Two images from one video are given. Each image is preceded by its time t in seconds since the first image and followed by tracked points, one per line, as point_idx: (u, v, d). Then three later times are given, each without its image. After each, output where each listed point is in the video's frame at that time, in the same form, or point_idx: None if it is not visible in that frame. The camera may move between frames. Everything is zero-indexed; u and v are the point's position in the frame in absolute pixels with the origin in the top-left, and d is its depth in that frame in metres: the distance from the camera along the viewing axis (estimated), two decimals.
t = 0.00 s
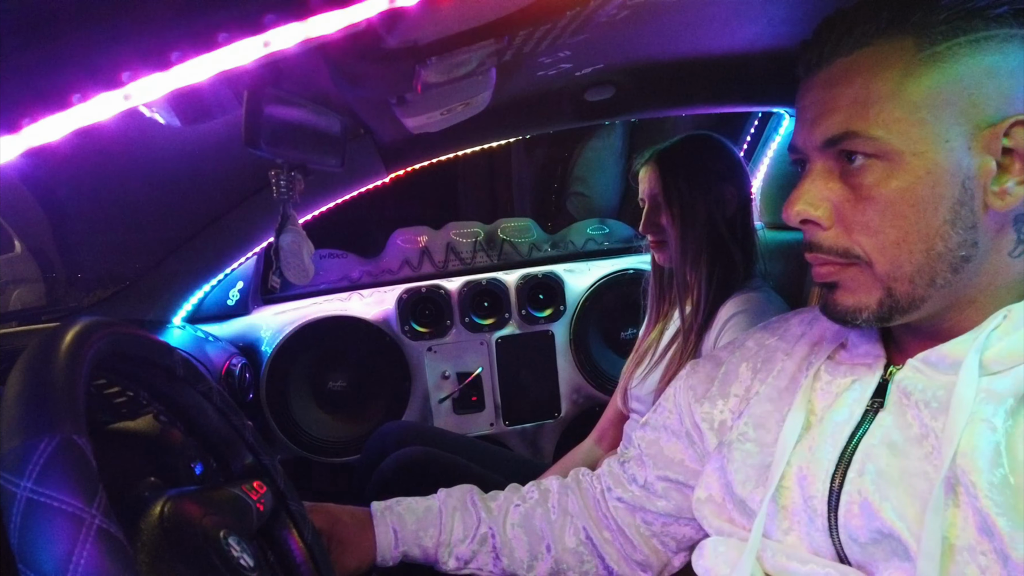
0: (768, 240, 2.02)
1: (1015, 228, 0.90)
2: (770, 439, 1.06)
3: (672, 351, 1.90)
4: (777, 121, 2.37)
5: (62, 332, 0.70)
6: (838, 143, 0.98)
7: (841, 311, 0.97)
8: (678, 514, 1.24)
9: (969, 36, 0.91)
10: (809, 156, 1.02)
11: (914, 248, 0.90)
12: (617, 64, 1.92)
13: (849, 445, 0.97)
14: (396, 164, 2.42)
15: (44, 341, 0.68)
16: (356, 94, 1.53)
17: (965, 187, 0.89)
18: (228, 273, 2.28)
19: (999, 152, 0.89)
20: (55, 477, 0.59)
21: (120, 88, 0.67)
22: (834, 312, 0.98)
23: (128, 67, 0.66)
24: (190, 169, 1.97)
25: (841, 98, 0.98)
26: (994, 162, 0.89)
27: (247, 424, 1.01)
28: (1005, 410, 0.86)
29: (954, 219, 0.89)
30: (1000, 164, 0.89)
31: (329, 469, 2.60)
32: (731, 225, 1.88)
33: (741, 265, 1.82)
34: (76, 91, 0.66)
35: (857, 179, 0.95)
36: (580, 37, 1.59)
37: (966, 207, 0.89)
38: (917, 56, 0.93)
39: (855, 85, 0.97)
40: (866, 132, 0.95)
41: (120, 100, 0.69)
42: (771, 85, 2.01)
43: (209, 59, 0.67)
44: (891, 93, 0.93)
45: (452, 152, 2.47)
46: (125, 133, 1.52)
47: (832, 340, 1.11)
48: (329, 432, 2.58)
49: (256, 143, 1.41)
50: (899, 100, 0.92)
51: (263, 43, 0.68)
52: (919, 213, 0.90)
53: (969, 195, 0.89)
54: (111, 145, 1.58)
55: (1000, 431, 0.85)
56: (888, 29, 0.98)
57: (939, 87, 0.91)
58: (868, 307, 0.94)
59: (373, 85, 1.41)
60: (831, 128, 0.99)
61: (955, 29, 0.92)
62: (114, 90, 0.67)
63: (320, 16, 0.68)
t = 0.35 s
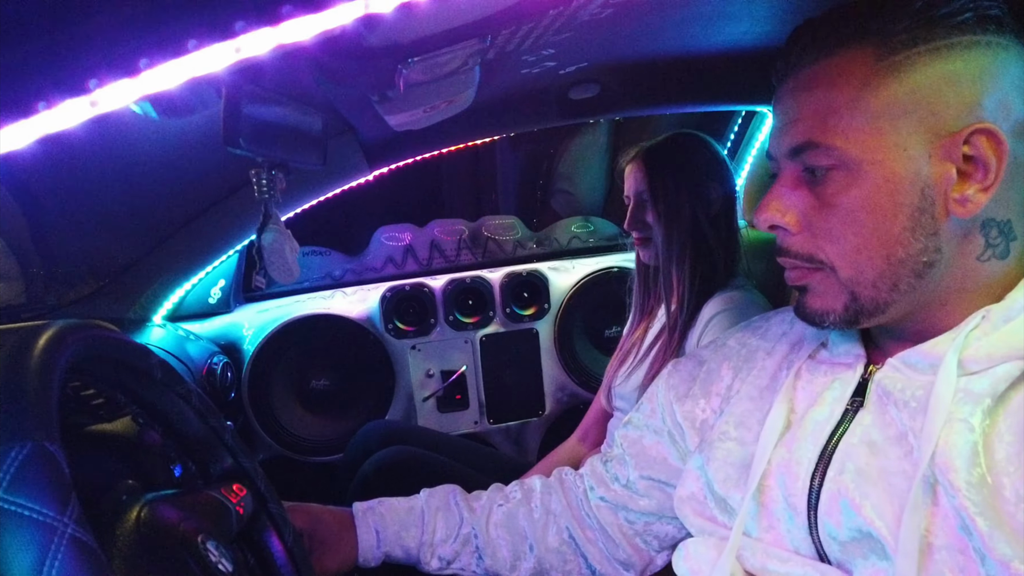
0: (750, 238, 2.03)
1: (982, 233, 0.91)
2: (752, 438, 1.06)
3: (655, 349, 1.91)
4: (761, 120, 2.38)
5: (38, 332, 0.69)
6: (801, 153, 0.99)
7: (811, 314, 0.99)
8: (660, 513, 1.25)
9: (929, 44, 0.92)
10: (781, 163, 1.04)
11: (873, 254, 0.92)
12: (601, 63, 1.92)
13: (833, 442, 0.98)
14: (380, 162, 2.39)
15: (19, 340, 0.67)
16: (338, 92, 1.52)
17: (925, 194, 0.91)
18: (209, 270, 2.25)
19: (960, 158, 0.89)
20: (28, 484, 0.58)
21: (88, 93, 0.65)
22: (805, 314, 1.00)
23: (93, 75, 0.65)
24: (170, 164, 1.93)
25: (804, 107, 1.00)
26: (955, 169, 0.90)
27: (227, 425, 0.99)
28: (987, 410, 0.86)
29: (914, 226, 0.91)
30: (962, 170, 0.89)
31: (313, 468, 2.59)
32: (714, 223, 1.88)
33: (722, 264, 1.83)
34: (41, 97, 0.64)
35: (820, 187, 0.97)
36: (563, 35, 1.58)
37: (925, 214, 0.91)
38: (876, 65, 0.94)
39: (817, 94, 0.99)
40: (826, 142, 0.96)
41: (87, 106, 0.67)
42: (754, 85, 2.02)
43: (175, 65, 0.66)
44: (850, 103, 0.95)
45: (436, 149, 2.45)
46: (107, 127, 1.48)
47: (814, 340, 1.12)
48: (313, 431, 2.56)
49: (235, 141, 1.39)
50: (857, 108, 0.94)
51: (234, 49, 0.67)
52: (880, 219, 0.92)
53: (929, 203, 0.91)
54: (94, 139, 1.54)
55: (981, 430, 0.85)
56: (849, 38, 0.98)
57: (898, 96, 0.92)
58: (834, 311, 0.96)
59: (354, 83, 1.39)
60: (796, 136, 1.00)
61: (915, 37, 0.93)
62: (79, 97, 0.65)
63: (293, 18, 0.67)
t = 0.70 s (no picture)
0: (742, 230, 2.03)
1: (973, 223, 0.91)
2: (747, 428, 1.07)
3: (648, 341, 1.91)
4: (753, 111, 2.37)
5: (26, 322, 0.67)
6: (790, 145, 0.99)
7: (802, 304, 1.00)
8: (654, 503, 1.25)
9: (916, 35, 0.91)
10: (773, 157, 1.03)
11: (858, 246, 0.93)
12: (593, 53, 1.91)
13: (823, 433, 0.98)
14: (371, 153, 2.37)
15: (7, 330, 0.65)
16: (329, 80, 1.50)
17: (914, 186, 0.91)
18: (198, 262, 2.21)
19: (944, 149, 0.89)
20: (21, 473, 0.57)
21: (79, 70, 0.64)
22: (796, 305, 1.01)
23: (84, 53, 0.64)
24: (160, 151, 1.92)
25: (794, 99, 0.99)
26: (941, 160, 0.89)
27: (219, 418, 0.98)
28: (982, 398, 0.86)
29: (902, 218, 0.92)
30: (948, 161, 0.89)
31: (304, 461, 2.58)
32: (705, 215, 1.88)
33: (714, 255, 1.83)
34: (32, 76, 0.62)
35: (809, 179, 0.96)
36: (556, 25, 1.57)
37: (914, 206, 0.91)
38: (860, 60, 0.94)
39: (806, 86, 0.98)
40: (814, 134, 0.96)
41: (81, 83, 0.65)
42: (746, 76, 2.01)
43: (171, 42, 0.67)
44: (836, 95, 0.95)
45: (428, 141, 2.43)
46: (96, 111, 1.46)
47: (809, 331, 1.12)
48: (304, 423, 2.55)
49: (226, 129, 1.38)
50: (843, 101, 0.94)
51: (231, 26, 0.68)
52: (865, 212, 0.93)
53: (918, 194, 0.91)
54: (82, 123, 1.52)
55: (977, 418, 0.86)
56: (838, 29, 0.97)
57: (882, 88, 0.92)
58: (824, 302, 0.97)
59: (344, 70, 1.38)
60: (787, 128, 1.00)
61: (902, 29, 0.92)
62: (70, 76, 0.64)
63: None
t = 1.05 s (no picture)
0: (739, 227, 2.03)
1: (974, 222, 0.91)
2: (747, 427, 1.07)
3: (644, 339, 1.91)
4: (749, 108, 2.37)
5: (24, 321, 0.67)
6: (792, 144, 0.98)
7: (801, 303, 0.99)
8: (653, 501, 1.25)
9: (920, 34, 0.91)
10: (774, 155, 1.02)
11: (860, 245, 0.92)
12: (589, 49, 1.90)
13: (824, 438, 0.99)
14: (367, 148, 2.35)
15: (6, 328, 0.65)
16: (326, 75, 1.49)
17: (916, 186, 0.91)
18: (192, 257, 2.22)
19: (949, 150, 0.90)
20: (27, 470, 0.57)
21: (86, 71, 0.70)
22: (798, 305, 1.00)
23: (92, 52, 0.68)
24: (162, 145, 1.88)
25: (796, 96, 0.98)
26: (944, 160, 0.90)
27: (217, 415, 0.97)
28: (982, 399, 0.87)
29: (904, 218, 0.91)
30: (953, 162, 0.90)
31: (299, 458, 2.58)
32: (702, 212, 1.88)
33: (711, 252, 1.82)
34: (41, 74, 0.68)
35: (811, 179, 0.96)
36: (553, 21, 1.57)
37: (917, 207, 0.91)
38: (862, 59, 0.93)
39: (809, 83, 0.97)
40: (816, 133, 0.95)
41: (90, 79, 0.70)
42: (742, 73, 2.02)
43: (176, 40, 0.69)
44: (839, 94, 0.94)
45: (423, 136, 2.42)
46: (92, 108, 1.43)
47: (808, 330, 1.13)
48: (299, 420, 2.54)
49: (224, 124, 1.38)
50: (845, 100, 0.93)
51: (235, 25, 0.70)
52: (868, 211, 0.92)
53: (922, 193, 0.91)
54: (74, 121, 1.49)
55: (976, 420, 0.87)
56: (840, 28, 0.97)
57: (880, 87, 0.92)
58: (825, 301, 0.96)
59: (342, 65, 1.37)
60: (790, 126, 0.98)
61: (906, 28, 0.92)
62: (78, 73, 0.69)
63: None
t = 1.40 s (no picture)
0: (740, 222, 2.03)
1: (985, 214, 0.92)
2: (750, 421, 1.08)
3: (643, 332, 1.90)
4: (749, 103, 2.37)
5: (24, 311, 0.66)
6: (806, 135, 0.97)
7: (812, 297, 0.98)
8: (654, 495, 1.24)
9: (935, 23, 0.91)
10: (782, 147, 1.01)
11: (875, 237, 0.92)
12: (590, 42, 1.89)
13: (828, 433, 0.99)
14: (366, 141, 2.32)
15: (6, 319, 0.64)
16: (326, 66, 1.48)
17: (933, 178, 0.90)
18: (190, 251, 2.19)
19: (965, 141, 0.90)
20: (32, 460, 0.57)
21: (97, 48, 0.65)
22: (807, 298, 0.99)
23: (100, 33, 0.64)
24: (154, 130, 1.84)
25: (807, 86, 0.98)
26: (962, 152, 0.90)
27: (218, 408, 0.96)
28: (988, 393, 0.88)
29: (920, 210, 0.91)
30: (969, 153, 0.90)
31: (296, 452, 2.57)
32: (702, 206, 1.88)
33: (710, 245, 1.82)
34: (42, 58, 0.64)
35: (824, 171, 0.95)
36: (555, 12, 1.56)
37: (933, 199, 0.90)
38: (880, 48, 0.93)
39: (822, 74, 0.96)
40: (831, 124, 0.94)
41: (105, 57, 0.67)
42: (742, 67, 2.01)
43: (189, 22, 0.66)
44: (858, 83, 0.93)
45: (422, 129, 2.40)
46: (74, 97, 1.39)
47: (812, 323, 1.12)
48: (296, 414, 2.53)
49: (224, 116, 1.37)
50: (863, 90, 0.92)
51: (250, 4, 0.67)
52: (884, 203, 0.91)
53: (938, 184, 0.90)
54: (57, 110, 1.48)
55: (983, 413, 0.87)
56: (854, 18, 0.96)
57: (898, 77, 0.91)
58: (838, 295, 0.95)
59: (343, 56, 1.36)
60: (803, 118, 0.97)
61: (921, 17, 0.92)
62: (88, 55, 0.66)
63: None
